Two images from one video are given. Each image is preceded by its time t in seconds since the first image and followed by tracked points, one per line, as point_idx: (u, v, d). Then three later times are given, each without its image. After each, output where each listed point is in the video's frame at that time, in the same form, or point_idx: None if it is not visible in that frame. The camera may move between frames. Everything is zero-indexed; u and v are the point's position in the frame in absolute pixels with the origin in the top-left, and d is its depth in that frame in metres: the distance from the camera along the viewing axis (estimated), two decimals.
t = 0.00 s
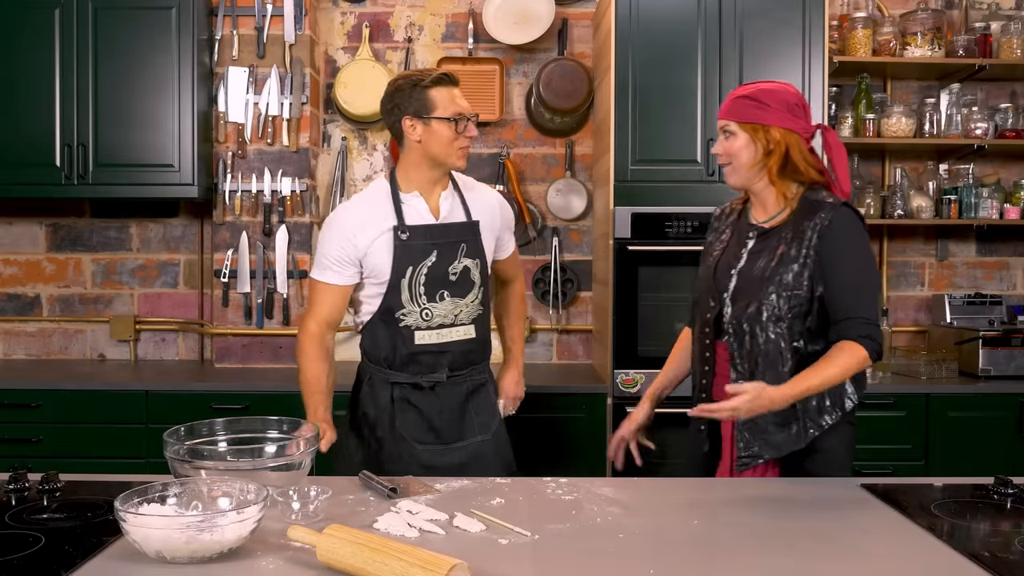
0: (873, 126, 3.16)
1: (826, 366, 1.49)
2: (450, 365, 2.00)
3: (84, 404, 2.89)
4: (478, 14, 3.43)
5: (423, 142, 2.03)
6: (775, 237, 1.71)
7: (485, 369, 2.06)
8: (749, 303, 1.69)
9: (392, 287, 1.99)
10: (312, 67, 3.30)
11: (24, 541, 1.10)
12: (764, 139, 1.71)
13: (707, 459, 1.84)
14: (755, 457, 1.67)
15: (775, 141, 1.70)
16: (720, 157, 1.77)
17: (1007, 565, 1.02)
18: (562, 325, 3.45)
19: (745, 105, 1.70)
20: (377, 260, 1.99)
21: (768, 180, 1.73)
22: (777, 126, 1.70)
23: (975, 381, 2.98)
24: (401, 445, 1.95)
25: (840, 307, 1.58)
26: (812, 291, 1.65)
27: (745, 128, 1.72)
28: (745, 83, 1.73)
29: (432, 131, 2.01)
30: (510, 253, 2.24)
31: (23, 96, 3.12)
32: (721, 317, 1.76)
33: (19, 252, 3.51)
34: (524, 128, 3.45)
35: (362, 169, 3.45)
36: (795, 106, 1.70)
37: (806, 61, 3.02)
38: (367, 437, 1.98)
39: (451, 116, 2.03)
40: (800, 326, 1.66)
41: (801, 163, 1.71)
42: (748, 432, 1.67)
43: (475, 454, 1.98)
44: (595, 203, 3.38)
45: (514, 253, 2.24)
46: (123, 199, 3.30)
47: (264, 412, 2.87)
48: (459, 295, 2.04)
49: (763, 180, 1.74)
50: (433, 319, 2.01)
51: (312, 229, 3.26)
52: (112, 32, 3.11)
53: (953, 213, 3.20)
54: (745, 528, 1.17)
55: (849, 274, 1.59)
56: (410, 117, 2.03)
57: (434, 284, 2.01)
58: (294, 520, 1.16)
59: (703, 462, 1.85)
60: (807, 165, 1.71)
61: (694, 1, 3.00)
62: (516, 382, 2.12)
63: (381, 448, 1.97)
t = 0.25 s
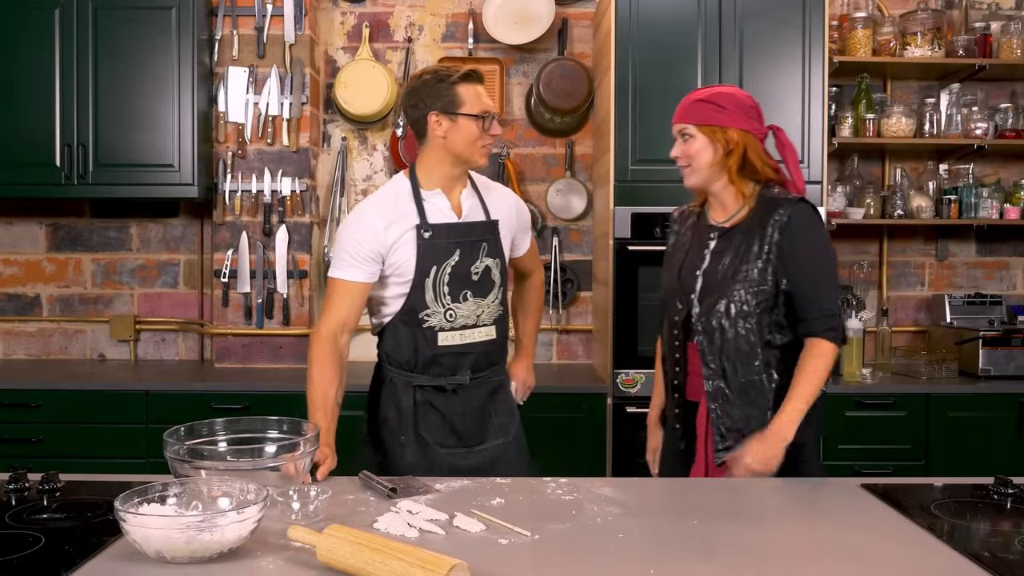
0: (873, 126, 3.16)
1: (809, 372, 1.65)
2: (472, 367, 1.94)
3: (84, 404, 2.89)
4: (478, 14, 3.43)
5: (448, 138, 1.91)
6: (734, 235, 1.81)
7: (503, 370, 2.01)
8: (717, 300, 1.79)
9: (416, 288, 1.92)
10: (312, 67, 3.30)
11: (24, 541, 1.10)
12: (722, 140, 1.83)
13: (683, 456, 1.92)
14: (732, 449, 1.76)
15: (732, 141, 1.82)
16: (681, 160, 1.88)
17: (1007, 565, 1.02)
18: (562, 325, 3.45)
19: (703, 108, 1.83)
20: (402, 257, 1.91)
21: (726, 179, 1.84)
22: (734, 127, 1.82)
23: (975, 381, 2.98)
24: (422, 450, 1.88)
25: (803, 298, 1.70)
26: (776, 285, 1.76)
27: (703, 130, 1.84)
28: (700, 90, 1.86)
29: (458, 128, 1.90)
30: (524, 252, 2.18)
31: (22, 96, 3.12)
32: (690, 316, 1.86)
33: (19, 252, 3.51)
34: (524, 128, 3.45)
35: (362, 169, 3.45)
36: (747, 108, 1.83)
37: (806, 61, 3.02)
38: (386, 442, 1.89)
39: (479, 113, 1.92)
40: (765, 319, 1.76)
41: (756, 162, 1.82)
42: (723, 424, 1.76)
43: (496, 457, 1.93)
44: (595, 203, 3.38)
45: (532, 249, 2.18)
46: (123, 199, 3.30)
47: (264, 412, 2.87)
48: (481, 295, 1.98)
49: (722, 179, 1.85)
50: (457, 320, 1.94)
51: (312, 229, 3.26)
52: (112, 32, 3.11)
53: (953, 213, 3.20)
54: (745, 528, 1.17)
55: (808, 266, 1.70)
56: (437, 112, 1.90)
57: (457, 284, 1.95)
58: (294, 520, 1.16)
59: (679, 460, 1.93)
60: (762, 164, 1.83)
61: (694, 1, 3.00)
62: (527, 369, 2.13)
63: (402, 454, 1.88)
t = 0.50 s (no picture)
0: (873, 126, 3.16)
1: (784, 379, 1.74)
2: (492, 371, 1.91)
3: (84, 404, 2.89)
4: (478, 14, 3.43)
5: (470, 141, 1.87)
6: (713, 234, 1.84)
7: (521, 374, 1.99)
8: (698, 296, 1.81)
9: (436, 292, 1.87)
10: (312, 67, 3.30)
11: (24, 541, 1.10)
12: (707, 141, 1.85)
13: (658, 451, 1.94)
14: (711, 441, 1.79)
15: (715, 142, 1.86)
16: (663, 161, 1.90)
17: (1007, 565, 1.02)
18: (562, 325, 3.45)
19: (686, 108, 1.85)
20: (420, 261, 1.85)
21: (710, 179, 1.87)
22: (718, 128, 1.86)
23: (975, 381, 2.98)
24: (444, 455, 1.86)
25: (781, 295, 1.73)
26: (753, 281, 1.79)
27: (688, 132, 1.86)
28: (681, 91, 1.89)
29: (483, 130, 1.87)
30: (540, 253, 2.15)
31: (23, 96, 3.12)
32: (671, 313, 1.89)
33: (19, 252, 3.51)
34: (523, 128, 3.45)
35: (362, 169, 3.45)
36: (727, 110, 1.87)
37: (806, 61, 3.02)
38: (407, 448, 1.86)
39: (503, 118, 1.89)
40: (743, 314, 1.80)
41: (737, 163, 1.87)
42: (703, 417, 1.80)
43: (516, 460, 1.93)
44: (595, 203, 3.39)
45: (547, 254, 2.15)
46: (123, 199, 3.30)
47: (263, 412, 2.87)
48: (500, 298, 1.93)
49: (705, 180, 1.87)
50: (476, 324, 1.89)
51: (312, 229, 3.26)
52: (112, 32, 3.11)
53: (953, 213, 3.20)
54: (745, 528, 1.17)
55: (784, 264, 1.74)
56: (462, 114, 1.87)
57: (477, 287, 1.89)
58: (294, 520, 1.16)
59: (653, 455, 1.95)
60: (742, 164, 1.87)
61: (694, 1, 3.00)
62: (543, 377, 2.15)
63: (424, 460, 1.85)
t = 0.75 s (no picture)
0: (873, 126, 3.16)
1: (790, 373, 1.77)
2: (501, 372, 1.91)
3: (84, 403, 2.89)
4: (478, 14, 3.43)
5: (469, 140, 1.87)
6: (724, 231, 1.88)
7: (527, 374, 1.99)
8: (714, 291, 1.84)
9: (443, 293, 1.86)
10: (313, 67, 3.30)
11: (24, 541, 1.10)
12: (730, 139, 1.89)
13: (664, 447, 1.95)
14: (722, 434, 1.82)
15: (737, 140, 1.90)
16: (688, 156, 1.89)
17: (1007, 565, 1.02)
18: (562, 325, 3.45)
19: (713, 106, 1.88)
20: (424, 261, 1.84)
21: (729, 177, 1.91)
22: (739, 128, 1.90)
23: (974, 381, 2.98)
24: (453, 456, 1.85)
25: (794, 291, 1.78)
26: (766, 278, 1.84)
27: (713, 129, 1.89)
28: (701, 89, 1.91)
29: (481, 130, 1.85)
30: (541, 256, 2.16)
31: (22, 96, 3.12)
32: (677, 308, 1.90)
33: (19, 252, 3.51)
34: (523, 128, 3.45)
35: (362, 169, 3.45)
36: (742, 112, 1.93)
37: (806, 61, 3.02)
38: (416, 450, 1.84)
39: (503, 117, 1.87)
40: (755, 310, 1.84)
41: (752, 163, 1.93)
42: (714, 411, 1.82)
43: (524, 461, 1.93)
44: (595, 203, 3.39)
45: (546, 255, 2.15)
46: (123, 198, 3.30)
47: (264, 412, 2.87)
48: (508, 299, 1.94)
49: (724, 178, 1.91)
50: (485, 325, 1.90)
51: (312, 229, 3.26)
52: (112, 32, 3.11)
53: (953, 213, 3.20)
54: (745, 528, 1.17)
55: (796, 261, 1.79)
56: (460, 113, 1.86)
57: (484, 288, 1.90)
58: (294, 520, 1.16)
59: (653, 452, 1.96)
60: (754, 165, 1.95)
61: (694, 1, 3.00)
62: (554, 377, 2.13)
63: (433, 461, 1.83)
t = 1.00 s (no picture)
0: (873, 126, 3.16)
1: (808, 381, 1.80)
2: (500, 372, 1.91)
3: (84, 403, 2.89)
4: (478, 14, 3.43)
5: (463, 139, 1.87)
6: (748, 232, 1.89)
7: (527, 374, 1.98)
8: (739, 291, 1.86)
9: (441, 292, 1.86)
10: (313, 67, 3.30)
11: (24, 541, 1.10)
12: (753, 140, 1.91)
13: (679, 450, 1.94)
14: (740, 437, 1.83)
15: (760, 142, 1.92)
16: (710, 153, 1.91)
17: (1007, 565, 1.02)
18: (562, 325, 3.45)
19: (737, 105, 1.90)
20: (422, 260, 1.85)
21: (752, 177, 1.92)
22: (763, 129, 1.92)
23: (974, 381, 2.98)
24: (453, 458, 1.84)
25: (818, 294, 1.81)
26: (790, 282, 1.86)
27: (737, 128, 1.91)
28: (725, 89, 1.93)
29: (473, 129, 1.85)
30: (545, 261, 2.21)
31: (23, 96, 3.12)
32: (699, 307, 1.91)
33: (19, 252, 3.51)
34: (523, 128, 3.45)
35: (362, 169, 3.45)
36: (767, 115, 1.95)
37: (806, 61, 3.02)
38: (415, 452, 1.84)
39: (497, 117, 1.86)
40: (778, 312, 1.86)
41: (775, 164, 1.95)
42: (734, 412, 1.83)
43: (526, 461, 1.92)
44: (595, 203, 3.39)
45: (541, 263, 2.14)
46: (123, 199, 3.30)
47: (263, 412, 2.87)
48: (507, 298, 1.94)
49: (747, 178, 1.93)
50: (484, 325, 1.90)
51: (312, 229, 3.26)
52: (112, 32, 3.11)
53: (953, 213, 3.20)
54: (745, 528, 1.17)
55: (820, 265, 1.82)
56: (453, 110, 1.86)
57: (483, 287, 1.90)
58: (294, 520, 1.16)
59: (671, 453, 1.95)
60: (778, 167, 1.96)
61: (694, 1, 3.00)
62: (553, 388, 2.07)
63: (433, 463, 1.83)
